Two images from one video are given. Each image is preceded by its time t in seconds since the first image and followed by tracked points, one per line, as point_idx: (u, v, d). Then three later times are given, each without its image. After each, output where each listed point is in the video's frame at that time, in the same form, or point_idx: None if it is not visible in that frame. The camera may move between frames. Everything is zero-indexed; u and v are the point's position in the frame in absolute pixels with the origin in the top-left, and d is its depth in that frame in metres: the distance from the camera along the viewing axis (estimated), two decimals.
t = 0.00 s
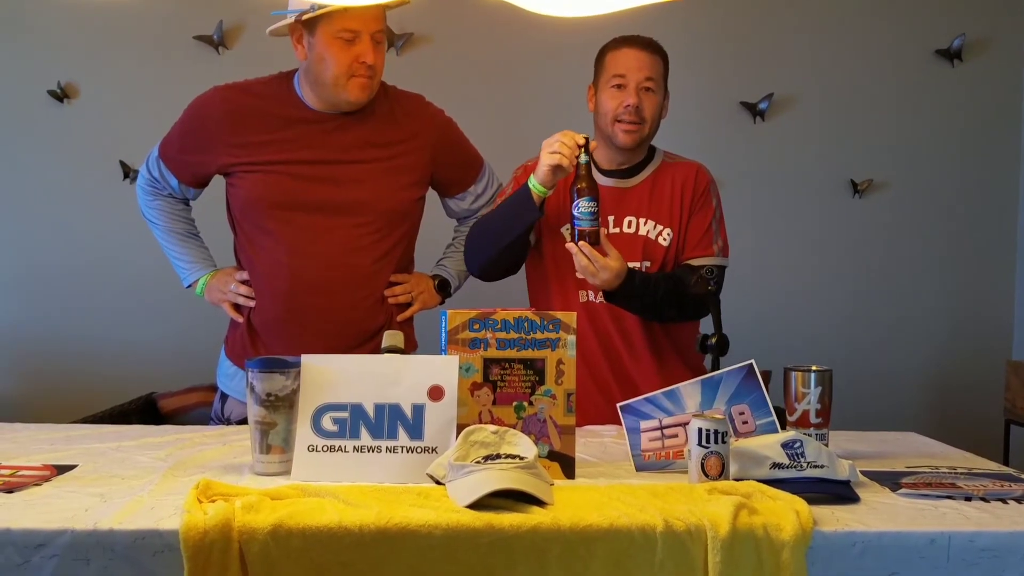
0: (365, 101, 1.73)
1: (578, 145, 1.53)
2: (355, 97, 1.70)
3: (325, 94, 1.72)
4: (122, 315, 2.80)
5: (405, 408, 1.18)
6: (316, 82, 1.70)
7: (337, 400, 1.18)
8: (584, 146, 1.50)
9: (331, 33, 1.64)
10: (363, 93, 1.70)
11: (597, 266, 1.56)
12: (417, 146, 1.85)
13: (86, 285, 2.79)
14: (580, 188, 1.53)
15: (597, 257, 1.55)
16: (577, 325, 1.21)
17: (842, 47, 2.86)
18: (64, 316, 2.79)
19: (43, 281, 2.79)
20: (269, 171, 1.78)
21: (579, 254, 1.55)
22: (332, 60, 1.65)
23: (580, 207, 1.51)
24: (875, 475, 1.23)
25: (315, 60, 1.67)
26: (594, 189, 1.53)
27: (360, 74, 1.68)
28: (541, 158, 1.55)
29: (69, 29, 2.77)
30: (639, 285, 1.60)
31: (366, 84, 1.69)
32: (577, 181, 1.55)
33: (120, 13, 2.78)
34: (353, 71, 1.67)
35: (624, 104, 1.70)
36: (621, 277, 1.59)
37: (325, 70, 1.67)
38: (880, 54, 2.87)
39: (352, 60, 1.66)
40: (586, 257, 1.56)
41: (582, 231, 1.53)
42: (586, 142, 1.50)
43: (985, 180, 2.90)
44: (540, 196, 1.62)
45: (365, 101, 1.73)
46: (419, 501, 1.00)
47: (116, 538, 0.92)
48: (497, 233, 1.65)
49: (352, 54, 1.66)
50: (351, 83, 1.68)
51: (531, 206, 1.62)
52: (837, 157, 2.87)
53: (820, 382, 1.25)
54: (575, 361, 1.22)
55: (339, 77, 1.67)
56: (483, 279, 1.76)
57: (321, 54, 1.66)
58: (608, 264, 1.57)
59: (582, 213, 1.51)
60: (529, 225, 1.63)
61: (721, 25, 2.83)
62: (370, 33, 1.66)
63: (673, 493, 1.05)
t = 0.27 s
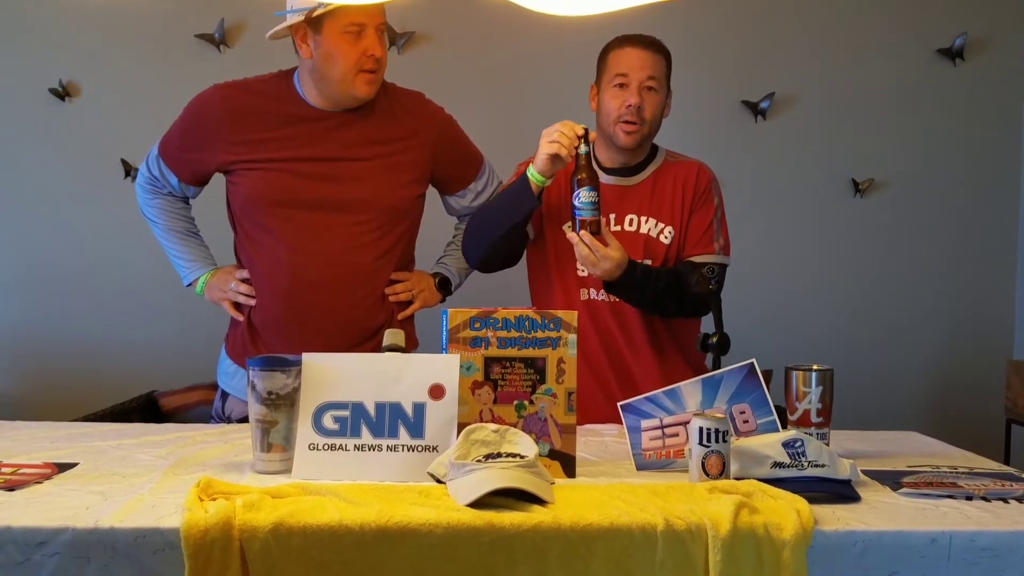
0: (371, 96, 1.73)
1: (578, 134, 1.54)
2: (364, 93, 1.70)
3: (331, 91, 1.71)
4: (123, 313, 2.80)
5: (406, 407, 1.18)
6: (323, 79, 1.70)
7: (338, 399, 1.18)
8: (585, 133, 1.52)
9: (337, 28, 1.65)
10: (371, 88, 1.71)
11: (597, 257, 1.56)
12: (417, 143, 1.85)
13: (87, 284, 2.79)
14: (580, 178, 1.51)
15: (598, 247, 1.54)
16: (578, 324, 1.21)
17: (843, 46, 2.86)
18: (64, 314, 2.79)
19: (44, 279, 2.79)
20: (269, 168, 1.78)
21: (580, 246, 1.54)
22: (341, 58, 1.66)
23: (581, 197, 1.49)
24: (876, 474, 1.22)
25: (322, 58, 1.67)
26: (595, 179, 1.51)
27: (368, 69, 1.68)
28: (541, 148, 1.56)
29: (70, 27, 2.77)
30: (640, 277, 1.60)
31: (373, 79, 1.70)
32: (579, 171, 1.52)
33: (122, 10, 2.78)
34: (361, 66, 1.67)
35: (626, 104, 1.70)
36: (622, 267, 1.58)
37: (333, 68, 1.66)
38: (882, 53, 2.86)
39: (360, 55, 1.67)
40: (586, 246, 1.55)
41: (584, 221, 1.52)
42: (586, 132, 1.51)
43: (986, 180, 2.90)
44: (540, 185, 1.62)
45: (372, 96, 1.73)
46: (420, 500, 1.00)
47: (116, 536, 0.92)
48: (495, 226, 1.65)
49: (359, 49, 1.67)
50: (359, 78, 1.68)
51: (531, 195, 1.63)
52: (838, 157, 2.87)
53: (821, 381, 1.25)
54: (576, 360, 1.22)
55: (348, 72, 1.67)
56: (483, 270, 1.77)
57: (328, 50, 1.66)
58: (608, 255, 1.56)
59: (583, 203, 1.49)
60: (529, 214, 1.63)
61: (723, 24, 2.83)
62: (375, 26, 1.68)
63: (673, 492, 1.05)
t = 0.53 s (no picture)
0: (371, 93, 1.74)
1: (579, 119, 1.57)
2: (365, 90, 1.70)
3: (331, 89, 1.71)
4: (122, 312, 2.80)
5: (405, 406, 1.18)
6: (323, 77, 1.69)
7: (337, 398, 1.18)
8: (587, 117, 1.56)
9: (337, 26, 1.66)
10: (371, 85, 1.71)
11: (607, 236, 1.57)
12: (416, 141, 1.85)
13: (86, 283, 2.79)
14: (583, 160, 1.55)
15: (604, 224, 1.56)
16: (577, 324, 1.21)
17: (843, 45, 2.86)
18: (64, 313, 2.79)
19: (43, 278, 2.79)
20: (268, 167, 1.78)
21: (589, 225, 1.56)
22: (341, 55, 1.66)
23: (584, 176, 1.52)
24: (875, 473, 1.22)
25: (322, 56, 1.67)
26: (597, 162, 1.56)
27: (368, 65, 1.68)
28: (543, 132, 1.57)
29: (70, 26, 2.77)
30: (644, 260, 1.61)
31: (372, 76, 1.70)
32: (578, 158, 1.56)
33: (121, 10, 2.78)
34: (361, 62, 1.68)
35: (621, 108, 1.71)
36: (626, 248, 1.59)
37: (334, 66, 1.66)
38: (881, 53, 2.86)
39: (359, 51, 1.67)
40: (592, 225, 1.56)
41: (588, 199, 1.54)
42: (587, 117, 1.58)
43: (986, 180, 2.90)
44: (540, 173, 1.62)
45: (371, 93, 1.74)
46: (420, 498, 1.00)
47: (116, 535, 0.92)
48: (497, 217, 1.65)
49: (359, 45, 1.67)
50: (359, 74, 1.68)
51: (532, 182, 1.63)
52: (838, 156, 2.87)
53: (820, 380, 1.25)
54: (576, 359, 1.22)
55: (349, 69, 1.67)
56: (482, 262, 1.76)
57: (328, 48, 1.66)
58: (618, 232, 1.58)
59: (587, 180, 1.52)
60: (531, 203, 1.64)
61: (723, 23, 2.83)
62: (373, 23, 1.69)
63: (673, 491, 1.05)
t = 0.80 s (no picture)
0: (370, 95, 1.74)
1: (576, 145, 1.53)
2: (364, 94, 1.71)
3: (330, 92, 1.72)
4: (122, 312, 2.80)
5: (405, 405, 1.18)
6: (321, 80, 1.70)
7: (337, 397, 1.18)
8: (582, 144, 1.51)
9: (337, 32, 1.64)
10: (370, 88, 1.71)
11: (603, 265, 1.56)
12: (415, 140, 1.85)
13: (85, 282, 2.79)
14: (580, 187, 1.50)
15: (600, 256, 1.54)
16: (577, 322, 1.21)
17: (842, 44, 2.86)
18: (63, 313, 2.79)
19: (43, 278, 2.79)
20: (267, 166, 1.78)
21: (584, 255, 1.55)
22: (342, 61, 1.66)
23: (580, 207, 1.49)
24: (875, 472, 1.23)
25: (322, 61, 1.66)
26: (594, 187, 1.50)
27: (367, 70, 1.68)
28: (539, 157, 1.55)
29: (69, 26, 2.77)
30: (642, 285, 1.60)
31: (371, 79, 1.70)
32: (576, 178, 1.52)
33: (121, 9, 2.77)
34: (360, 67, 1.68)
35: (620, 99, 1.70)
36: (624, 278, 1.58)
37: (334, 71, 1.66)
38: (881, 52, 2.86)
39: (359, 58, 1.67)
40: (589, 255, 1.55)
41: (587, 230, 1.51)
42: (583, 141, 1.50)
43: (985, 178, 2.90)
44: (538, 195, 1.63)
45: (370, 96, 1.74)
46: (419, 498, 1.00)
47: (115, 535, 0.92)
48: (496, 232, 1.65)
49: (358, 51, 1.67)
50: (359, 79, 1.69)
51: (530, 205, 1.63)
52: (837, 155, 2.87)
53: (820, 379, 1.25)
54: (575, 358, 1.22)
55: (348, 75, 1.67)
56: (483, 277, 1.74)
57: (327, 54, 1.65)
58: (613, 263, 1.56)
59: (584, 212, 1.49)
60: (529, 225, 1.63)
61: (722, 22, 2.83)
62: (373, 27, 1.68)
63: (672, 489, 1.05)
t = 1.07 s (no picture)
0: (370, 94, 1.74)
1: (570, 147, 1.52)
2: (363, 93, 1.71)
3: (329, 90, 1.72)
4: (122, 311, 2.80)
5: (405, 404, 1.18)
6: (321, 79, 1.70)
7: (337, 395, 1.19)
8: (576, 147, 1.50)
9: (338, 30, 1.64)
10: (370, 87, 1.72)
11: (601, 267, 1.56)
12: (415, 140, 1.85)
13: (86, 281, 2.79)
14: (577, 191, 1.54)
15: (597, 261, 1.55)
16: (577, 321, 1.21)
17: (843, 43, 2.86)
18: (64, 311, 2.79)
19: (44, 277, 2.79)
20: (267, 165, 1.78)
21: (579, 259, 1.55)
22: (341, 58, 1.65)
23: (576, 211, 1.50)
24: (875, 471, 1.22)
25: (322, 59, 1.66)
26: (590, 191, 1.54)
27: (367, 68, 1.68)
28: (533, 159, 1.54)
29: (69, 24, 2.77)
30: (641, 285, 1.60)
31: (370, 78, 1.70)
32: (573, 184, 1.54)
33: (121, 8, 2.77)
34: (360, 66, 1.67)
35: (623, 96, 1.70)
36: (621, 279, 1.58)
37: (333, 69, 1.66)
38: (882, 51, 2.86)
39: (359, 55, 1.67)
40: (585, 261, 1.55)
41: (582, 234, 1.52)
42: (578, 144, 1.49)
43: (986, 177, 2.90)
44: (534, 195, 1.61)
45: (369, 95, 1.74)
46: (419, 497, 1.00)
47: (115, 534, 0.92)
48: (495, 233, 1.65)
49: (358, 49, 1.67)
50: (358, 78, 1.69)
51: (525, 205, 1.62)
52: (838, 154, 2.87)
53: (820, 378, 1.24)
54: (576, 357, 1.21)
55: (348, 73, 1.67)
56: (484, 274, 1.75)
57: (327, 52, 1.65)
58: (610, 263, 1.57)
59: (579, 217, 1.50)
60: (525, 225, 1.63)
61: (722, 20, 2.83)
62: (374, 25, 1.67)
63: (673, 489, 1.05)
